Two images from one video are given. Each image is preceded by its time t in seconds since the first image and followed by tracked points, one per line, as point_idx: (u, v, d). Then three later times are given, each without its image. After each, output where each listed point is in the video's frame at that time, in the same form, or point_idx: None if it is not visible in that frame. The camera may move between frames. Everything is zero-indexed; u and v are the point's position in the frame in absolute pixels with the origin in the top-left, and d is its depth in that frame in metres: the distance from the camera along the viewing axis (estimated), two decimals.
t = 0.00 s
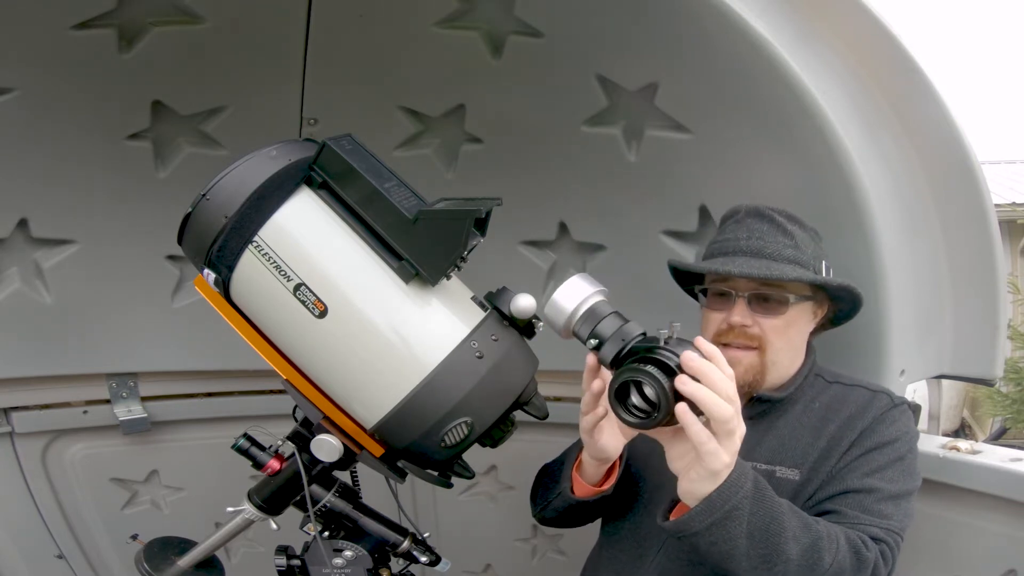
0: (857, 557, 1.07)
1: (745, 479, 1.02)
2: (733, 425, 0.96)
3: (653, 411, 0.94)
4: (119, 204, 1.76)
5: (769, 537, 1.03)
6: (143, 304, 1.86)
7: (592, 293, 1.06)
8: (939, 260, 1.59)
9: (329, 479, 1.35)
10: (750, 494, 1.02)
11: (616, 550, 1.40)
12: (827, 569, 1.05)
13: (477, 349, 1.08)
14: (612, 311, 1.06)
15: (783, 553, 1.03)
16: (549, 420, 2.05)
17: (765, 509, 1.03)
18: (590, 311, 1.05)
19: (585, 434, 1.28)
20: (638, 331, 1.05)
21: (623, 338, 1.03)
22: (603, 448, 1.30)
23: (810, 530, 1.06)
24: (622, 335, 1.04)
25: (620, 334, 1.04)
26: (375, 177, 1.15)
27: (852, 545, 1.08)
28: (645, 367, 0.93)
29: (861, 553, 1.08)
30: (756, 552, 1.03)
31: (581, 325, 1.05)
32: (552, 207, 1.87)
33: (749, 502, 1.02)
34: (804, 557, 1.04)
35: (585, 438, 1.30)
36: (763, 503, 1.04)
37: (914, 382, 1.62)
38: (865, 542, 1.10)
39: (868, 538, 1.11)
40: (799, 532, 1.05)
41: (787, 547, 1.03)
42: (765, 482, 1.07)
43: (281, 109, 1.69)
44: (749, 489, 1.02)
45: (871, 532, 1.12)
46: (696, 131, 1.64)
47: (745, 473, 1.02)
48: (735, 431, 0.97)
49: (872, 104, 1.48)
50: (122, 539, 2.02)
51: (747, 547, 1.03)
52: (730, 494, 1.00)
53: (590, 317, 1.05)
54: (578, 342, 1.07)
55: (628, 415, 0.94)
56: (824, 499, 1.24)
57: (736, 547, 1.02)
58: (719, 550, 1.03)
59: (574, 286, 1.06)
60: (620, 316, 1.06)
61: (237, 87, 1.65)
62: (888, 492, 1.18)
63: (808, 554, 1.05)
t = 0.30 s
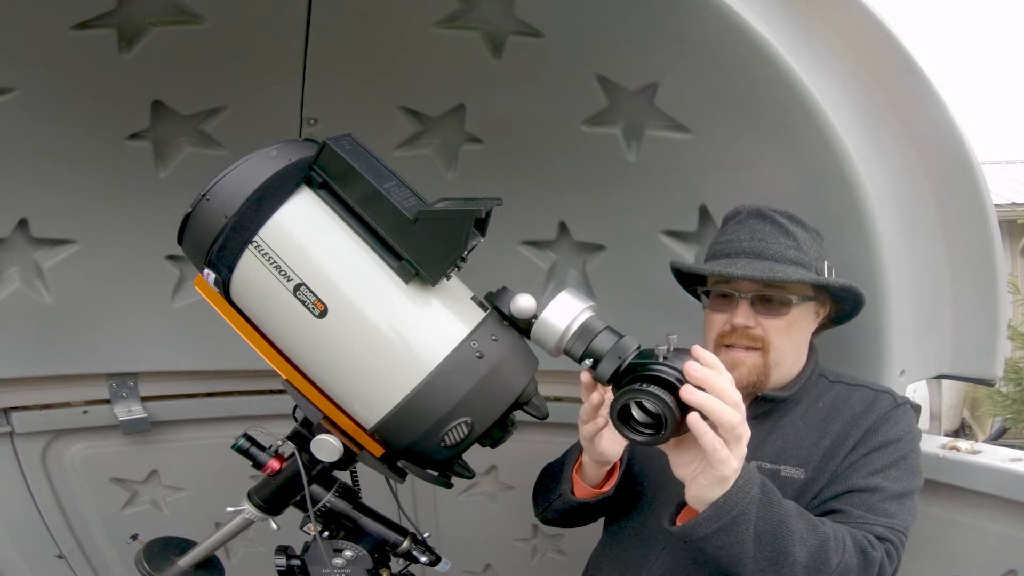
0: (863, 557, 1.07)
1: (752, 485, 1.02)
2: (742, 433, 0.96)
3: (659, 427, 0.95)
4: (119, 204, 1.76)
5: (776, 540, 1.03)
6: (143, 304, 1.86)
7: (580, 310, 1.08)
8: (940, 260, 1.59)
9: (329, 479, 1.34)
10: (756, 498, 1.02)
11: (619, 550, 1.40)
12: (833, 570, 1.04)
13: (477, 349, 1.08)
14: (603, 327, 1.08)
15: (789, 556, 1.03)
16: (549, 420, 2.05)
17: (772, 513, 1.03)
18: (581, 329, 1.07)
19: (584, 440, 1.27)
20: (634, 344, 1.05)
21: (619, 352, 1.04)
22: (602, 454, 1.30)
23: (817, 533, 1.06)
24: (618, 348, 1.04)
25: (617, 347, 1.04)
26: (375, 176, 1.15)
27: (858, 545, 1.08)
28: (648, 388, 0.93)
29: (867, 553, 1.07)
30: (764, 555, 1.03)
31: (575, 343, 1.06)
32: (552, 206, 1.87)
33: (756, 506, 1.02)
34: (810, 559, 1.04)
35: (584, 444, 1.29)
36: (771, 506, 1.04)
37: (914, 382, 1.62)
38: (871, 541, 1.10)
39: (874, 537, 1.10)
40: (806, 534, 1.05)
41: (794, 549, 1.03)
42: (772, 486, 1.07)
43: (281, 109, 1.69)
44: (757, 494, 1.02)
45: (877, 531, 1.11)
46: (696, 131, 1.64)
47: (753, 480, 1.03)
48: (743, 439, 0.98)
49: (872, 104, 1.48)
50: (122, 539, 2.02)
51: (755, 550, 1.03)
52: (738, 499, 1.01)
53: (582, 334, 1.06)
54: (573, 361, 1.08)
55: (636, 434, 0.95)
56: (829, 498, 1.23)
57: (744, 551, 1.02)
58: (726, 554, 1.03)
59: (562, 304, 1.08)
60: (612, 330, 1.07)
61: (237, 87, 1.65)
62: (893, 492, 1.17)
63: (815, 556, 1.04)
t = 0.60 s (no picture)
0: (865, 556, 1.07)
1: (755, 486, 1.02)
2: (738, 439, 0.96)
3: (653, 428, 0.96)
4: (119, 204, 1.76)
5: (779, 541, 1.03)
6: (143, 304, 1.86)
7: (591, 304, 1.06)
8: (940, 260, 1.59)
9: (329, 479, 1.34)
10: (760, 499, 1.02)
11: (620, 550, 1.40)
12: (836, 569, 1.04)
13: (477, 349, 1.08)
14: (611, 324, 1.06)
15: (792, 556, 1.03)
16: (549, 420, 2.05)
17: (774, 513, 1.03)
18: (589, 324, 1.05)
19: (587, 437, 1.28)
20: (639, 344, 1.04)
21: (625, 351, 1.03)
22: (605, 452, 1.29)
23: (820, 532, 1.06)
24: (625, 347, 1.03)
25: (623, 345, 1.03)
26: (375, 177, 1.15)
27: (859, 544, 1.08)
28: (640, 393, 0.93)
29: (869, 552, 1.07)
30: (767, 555, 1.03)
31: (581, 336, 1.05)
32: (552, 206, 1.87)
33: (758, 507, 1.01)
34: (814, 559, 1.04)
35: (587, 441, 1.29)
36: (773, 507, 1.03)
37: (914, 382, 1.62)
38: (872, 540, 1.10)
39: (875, 536, 1.11)
40: (810, 534, 1.05)
41: (796, 549, 1.03)
42: (776, 486, 1.07)
43: (281, 108, 1.69)
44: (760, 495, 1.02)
45: (877, 530, 1.11)
46: (696, 131, 1.64)
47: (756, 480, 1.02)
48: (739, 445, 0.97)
49: (872, 104, 1.48)
50: (121, 539, 2.02)
51: (757, 552, 1.03)
52: (741, 500, 1.00)
53: (590, 330, 1.05)
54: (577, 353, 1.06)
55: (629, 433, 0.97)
56: (829, 498, 1.23)
57: (746, 552, 1.02)
58: (729, 555, 1.03)
59: (574, 297, 1.06)
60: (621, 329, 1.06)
61: (237, 87, 1.65)
62: (893, 491, 1.17)
63: (818, 556, 1.04)
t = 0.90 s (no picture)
0: (863, 557, 1.07)
1: (745, 479, 0.99)
2: (680, 422, 0.90)
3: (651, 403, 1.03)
4: (119, 204, 1.76)
5: (771, 537, 1.02)
6: (143, 305, 1.86)
7: (668, 273, 1.05)
8: (939, 260, 1.59)
9: (329, 479, 1.34)
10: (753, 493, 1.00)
11: (620, 550, 1.40)
12: (830, 569, 1.03)
13: (477, 349, 1.08)
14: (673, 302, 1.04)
15: (784, 553, 1.02)
16: (549, 420, 2.05)
17: (767, 508, 1.01)
18: (651, 285, 1.05)
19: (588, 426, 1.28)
20: (678, 329, 1.01)
21: (658, 320, 1.02)
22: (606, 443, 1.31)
23: (816, 531, 1.05)
24: (661, 317, 1.02)
25: (659, 317, 1.02)
26: (375, 177, 1.15)
27: (857, 544, 1.08)
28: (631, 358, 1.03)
29: (866, 553, 1.07)
30: (758, 551, 1.02)
31: (638, 294, 1.06)
32: (552, 206, 1.87)
33: (749, 502, 1.00)
34: (807, 557, 1.03)
35: (590, 432, 1.29)
36: (767, 503, 1.02)
37: (914, 382, 1.62)
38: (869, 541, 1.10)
39: (872, 538, 1.10)
40: (805, 532, 1.04)
41: (788, 547, 1.02)
42: (775, 480, 1.05)
43: (281, 109, 1.69)
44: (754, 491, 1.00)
45: (875, 531, 1.11)
46: (696, 131, 1.64)
47: (748, 474, 1.00)
48: (685, 432, 0.91)
49: (872, 104, 1.48)
50: (121, 539, 2.02)
51: (748, 547, 1.01)
52: (730, 494, 0.98)
53: (649, 290, 1.05)
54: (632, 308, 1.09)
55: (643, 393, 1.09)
56: (827, 498, 1.23)
57: (736, 546, 1.01)
58: (719, 548, 1.01)
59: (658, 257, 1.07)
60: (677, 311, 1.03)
61: (236, 88, 1.65)
62: (891, 492, 1.17)
63: (812, 555, 1.03)
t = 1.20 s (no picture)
0: (845, 553, 1.07)
1: (721, 461, 1.03)
2: (652, 409, 0.98)
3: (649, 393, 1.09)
4: (119, 204, 1.76)
5: (747, 522, 1.04)
6: (143, 305, 1.86)
7: (678, 269, 1.05)
8: (939, 260, 1.59)
9: (329, 479, 1.34)
10: (730, 478, 1.03)
11: (619, 550, 1.40)
12: (807, 561, 1.05)
13: (477, 349, 1.08)
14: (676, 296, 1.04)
15: (757, 539, 1.04)
16: (549, 420, 2.05)
17: (745, 494, 1.04)
18: (660, 279, 1.04)
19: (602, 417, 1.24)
20: (676, 324, 1.02)
21: (659, 314, 1.02)
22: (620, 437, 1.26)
23: (794, 522, 1.06)
24: (660, 312, 1.02)
25: (661, 312, 1.02)
26: (375, 177, 1.15)
27: (841, 541, 1.08)
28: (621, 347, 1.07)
29: (850, 550, 1.07)
30: (734, 535, 1.05)
31: (647, 285, 1.06)
32: (552, 207, 1.87)
33: (724, 485, 1.03)
34: (782, 546, 1.05)
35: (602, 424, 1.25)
36: (745, 490, 1.04)
37: (914, 382, 1.62)
38: (855, 540, 1.10)
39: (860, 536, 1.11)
40: (782, 521, 1.06)
41: (762, 534, 1.04)
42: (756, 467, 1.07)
43: (281, 108, 1.69)
44: (731, 474, 1.03)
45: (865, 530, 1.12)
46: (696, 131, 1.64)
47: (724, 457, 1.03)
48: (656, 419, 0.98)
49: (872, 104, 1.48)
50: (121, 540, 2.02)
51: (724, 530, 1.04)
52: (705, 474, 1.02)
53: (657, 283, 1.05)
54: (641, 294, 1.09)
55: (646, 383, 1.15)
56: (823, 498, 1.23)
57: (711, 526, 1.04)
58: (696, 528, 1.05)
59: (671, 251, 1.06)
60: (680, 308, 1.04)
61: (236, 88, 1.65)
62: (886, 491, 1.17)
63: (788, 545, 1.05)
